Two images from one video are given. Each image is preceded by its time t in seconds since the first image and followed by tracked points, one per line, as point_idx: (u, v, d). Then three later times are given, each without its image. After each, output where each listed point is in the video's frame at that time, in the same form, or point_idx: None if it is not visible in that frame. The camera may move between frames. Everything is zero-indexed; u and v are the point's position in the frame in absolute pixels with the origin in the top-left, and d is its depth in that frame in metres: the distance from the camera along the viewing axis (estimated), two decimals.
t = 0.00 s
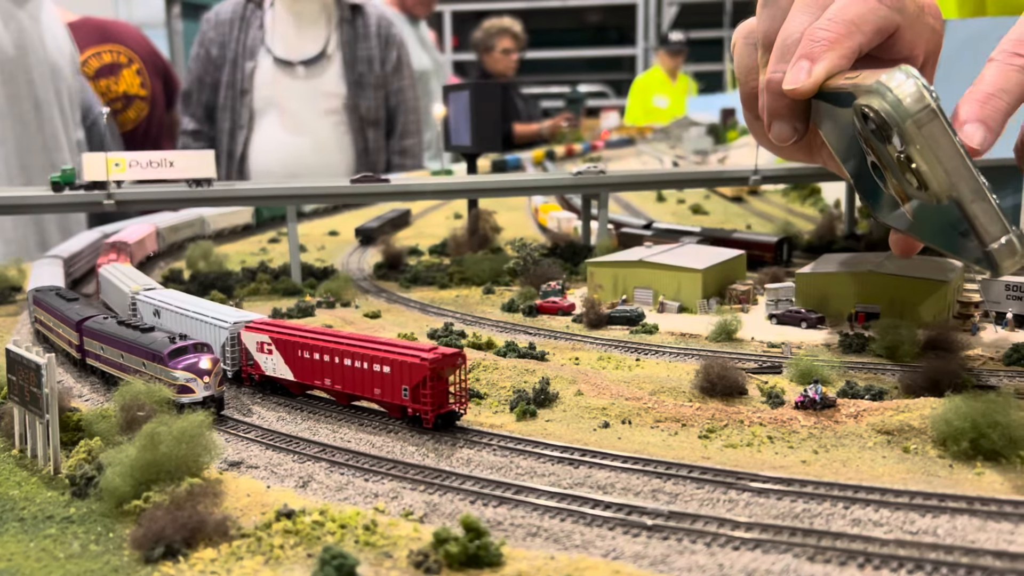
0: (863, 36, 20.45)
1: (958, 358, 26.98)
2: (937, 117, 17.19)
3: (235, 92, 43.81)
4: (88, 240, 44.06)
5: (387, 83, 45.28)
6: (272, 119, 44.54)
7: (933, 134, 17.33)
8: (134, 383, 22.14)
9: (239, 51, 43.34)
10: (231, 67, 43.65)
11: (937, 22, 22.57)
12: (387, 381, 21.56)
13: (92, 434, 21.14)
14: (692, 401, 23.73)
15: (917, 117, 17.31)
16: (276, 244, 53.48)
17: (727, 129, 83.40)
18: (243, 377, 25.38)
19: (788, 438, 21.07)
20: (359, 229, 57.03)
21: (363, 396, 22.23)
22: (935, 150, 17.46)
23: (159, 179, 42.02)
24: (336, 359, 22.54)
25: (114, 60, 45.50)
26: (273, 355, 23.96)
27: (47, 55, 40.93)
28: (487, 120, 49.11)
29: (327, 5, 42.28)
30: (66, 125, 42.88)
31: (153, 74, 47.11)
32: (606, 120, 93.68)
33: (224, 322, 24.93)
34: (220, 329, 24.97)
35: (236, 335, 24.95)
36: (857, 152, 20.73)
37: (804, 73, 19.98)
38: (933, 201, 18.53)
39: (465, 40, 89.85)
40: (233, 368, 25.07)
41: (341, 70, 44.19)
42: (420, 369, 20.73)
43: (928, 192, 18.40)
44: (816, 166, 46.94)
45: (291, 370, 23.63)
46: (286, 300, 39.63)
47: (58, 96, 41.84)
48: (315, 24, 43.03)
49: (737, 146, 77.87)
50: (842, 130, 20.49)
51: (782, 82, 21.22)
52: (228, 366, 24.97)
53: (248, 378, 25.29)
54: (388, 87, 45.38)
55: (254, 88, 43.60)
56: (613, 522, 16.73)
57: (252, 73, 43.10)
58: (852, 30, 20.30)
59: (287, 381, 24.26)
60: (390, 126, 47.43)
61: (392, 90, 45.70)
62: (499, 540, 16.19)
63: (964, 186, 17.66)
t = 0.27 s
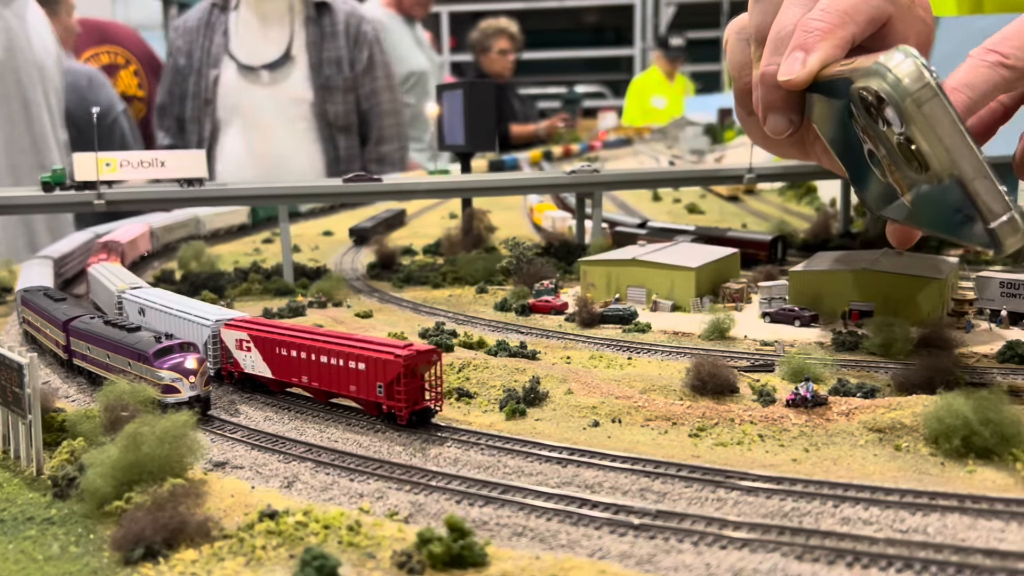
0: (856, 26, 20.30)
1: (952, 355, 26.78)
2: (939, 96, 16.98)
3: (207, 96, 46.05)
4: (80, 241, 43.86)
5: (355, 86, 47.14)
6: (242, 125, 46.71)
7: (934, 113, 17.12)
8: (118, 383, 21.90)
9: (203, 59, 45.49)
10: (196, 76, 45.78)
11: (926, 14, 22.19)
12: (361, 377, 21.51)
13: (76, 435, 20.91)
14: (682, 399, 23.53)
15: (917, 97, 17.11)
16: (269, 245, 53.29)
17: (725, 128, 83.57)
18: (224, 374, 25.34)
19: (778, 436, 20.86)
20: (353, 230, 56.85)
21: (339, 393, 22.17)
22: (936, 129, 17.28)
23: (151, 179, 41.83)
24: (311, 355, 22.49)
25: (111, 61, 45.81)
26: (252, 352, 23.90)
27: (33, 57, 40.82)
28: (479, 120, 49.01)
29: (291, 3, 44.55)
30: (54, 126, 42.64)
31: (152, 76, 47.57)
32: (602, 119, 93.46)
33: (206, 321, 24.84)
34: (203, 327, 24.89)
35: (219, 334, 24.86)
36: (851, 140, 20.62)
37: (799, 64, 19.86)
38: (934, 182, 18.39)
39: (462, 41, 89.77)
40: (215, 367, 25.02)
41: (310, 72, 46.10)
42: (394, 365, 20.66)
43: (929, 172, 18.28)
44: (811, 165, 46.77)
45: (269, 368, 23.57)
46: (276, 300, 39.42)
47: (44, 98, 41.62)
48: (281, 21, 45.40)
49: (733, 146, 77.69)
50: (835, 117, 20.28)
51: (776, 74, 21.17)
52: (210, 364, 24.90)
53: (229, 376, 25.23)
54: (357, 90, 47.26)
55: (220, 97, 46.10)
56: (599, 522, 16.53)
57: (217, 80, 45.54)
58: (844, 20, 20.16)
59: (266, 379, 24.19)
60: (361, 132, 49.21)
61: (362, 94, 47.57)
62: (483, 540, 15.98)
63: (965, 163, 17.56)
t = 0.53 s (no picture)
0: (840, 19, 19.23)
1: (946, 358, 26.61)
2: (917, 83, 15.96)
3: (153, 92, 46.13)
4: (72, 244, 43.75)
5: (298, 60, 47.33)
6: (189, 117, 47.03)
7: (912, 101, 16.09)
8: (104, 389, 21.70)
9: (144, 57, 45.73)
10: (139, 75, 45.82)
11: (911, 8, 21.15)
12: (341, 381, 21.54)
13: (60, 442, 20.74)
14: (674, 403, 23.36)
15: (895, 85, 16.10)
16: (264, 247, 53.14)
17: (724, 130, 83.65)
18: (206, 378, 25.44)
19: (770, 441, 20.69)
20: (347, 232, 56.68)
21: (318, 397, 22.21)
22: (913, 118, 16.22)
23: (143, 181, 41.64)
24: (291, 360, 22.49)
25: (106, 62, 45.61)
26: (233, 356, 23.92)
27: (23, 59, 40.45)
28: (472, 121, 48.84)
29: None
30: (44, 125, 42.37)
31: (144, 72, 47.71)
32: (600, 120, 93.31)
33: (187, 324, 24.99)
34: (185, 330, 25.02)
35: (201, 337, 24.95)
36: (833, 133, 19.57)
37: (782, 57, 18.91)
38: (913, 174, 17.29)
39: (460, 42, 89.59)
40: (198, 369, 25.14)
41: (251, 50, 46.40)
42: (373, 369, 20.69)
43: (909, 163, 17.15)
44: (806, 167, 46.57)
45: (250, 372, 23.58)
46: (269, 303, 39.27)
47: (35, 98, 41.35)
48: (216, 7, 45.86)
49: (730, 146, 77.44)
50: (825, 120, 19.38)
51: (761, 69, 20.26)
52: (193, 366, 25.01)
53: (211, 380, 25.29)
54: (300, 65, 47.46)
55: (166, 91, 46.39)
56: (585, 529, 16.36)
57: (162, 76, 45.90)
58: (829, 13, 19.13)
59: (247, 383, 24.20)
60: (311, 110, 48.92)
61: (307, 70, 47.67)
62: (468, 549, 15.78)
63: (946, 152, 16.40)
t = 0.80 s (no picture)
0: (837, 20, 19.26)
1: (943, 358, 26.57)
2: (916, 86, 16.06)
3: (117, 92, 46.13)
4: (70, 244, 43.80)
5: (255, 60, 46.54)
6: (150, 120, 46.93)
7: (911, 103, 16.19)
8: (99, 390, 21.66)
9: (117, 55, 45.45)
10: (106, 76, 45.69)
11: (907, 10, 21.23)
12: (327, 380, 21.67)
13: (54, 443, 20.68)
14: (670, 403, 23.29)
15: (894, 87, 16.17)
16: (261, 247, 53.09)
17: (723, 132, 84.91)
18: (197, 377, 25.55)
19: (766, 441, 20.64)
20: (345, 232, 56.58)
21: (306, 395, 22.33)
22: (911, 120, 16.32)
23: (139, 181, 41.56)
24: (279, 358, 22.64)
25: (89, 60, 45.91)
26: (223, 354, 24.07)
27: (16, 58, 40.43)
28: (471, 122, 48.91)
29: None
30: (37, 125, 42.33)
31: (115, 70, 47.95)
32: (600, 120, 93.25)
33: (178, 323, 25.08)
34: (175, 329, 25.11)
35: (191, 336, 25.05)
36: (828, 135, 19.60)
37: (780, 57, 18.81)
38: (909, 177, 17.39)
39: (459, 42, 89.57)
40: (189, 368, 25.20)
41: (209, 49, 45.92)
42: (358, 368, 20.82)
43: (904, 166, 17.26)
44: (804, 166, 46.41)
45: (239, 370, 23.72)
46: (266, 303, 39.22)
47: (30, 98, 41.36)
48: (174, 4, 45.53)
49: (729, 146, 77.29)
50: (823, 124, 19.41)
51: (757, 68, 20.19)
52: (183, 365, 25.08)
53: (201, 378, 25.43)
54: (257, 65, 46.67)
55: (131, 92, 46.31)
56: (580, 530, 16.31)
57: (128, 76, 45.63)
58: (826, 13, 19.16)
59: (237, 381, 24.34)
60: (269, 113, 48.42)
61: (264, 70, 46.82)
62: (462, 549, 15.72)
63: (943, 155, 16.52)
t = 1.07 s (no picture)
0: (826, 19, 19.20)
1: (940, 360, 26.61)
2: (895, 81, 16.00)
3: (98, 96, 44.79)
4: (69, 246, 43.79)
5: (223, 72, 45.02)
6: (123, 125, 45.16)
7: (891, 99, 16.12)
8: (98, 392, 21.69)
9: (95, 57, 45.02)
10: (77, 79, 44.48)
11: (896, 10, 21.15)
12: (319, 381, 21.88)
13: (53, 445, 20.71)
14: (668, 405, 23.31)
15: (874, 82, 16.08)
16: (260, 248, 53.08)
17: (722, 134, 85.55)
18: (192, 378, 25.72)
19: (763, 442, 20.69)
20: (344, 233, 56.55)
21: (298, 396, 22.54)
22: (891, 117, 16.26)
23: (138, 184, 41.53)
24: (272, 359, 22.85)
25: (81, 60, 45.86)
26: (217, 355, 24.27)
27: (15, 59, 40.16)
28: (471, 124, 49.05)
29: None
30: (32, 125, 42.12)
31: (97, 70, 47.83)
32: (599, 121, 93.25)
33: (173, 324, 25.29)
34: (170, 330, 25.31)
35: (185, 337, 25.27)
36: (818, 132, 19.51)
37: (767, 55, 18.78)
38: (893, 171, 17.29)
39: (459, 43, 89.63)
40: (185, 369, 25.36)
41: (180, 57, 43.85)
42: (349, 369, 21.02)
43: (888, 160, 17.15)
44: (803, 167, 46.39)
45: (233, 371, 23.93)
46: (265, 305, 39.23)
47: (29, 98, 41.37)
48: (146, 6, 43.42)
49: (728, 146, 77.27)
50: (812, 120, 19.30)
51: (745, 65, 20.18)
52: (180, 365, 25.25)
53: (196, 379, 25.63)
54: (224, 79, 45.21)
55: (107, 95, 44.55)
56: (578, 532, 16.33)
57: (108, 78, 43.88)
58: (815, 11, 19.12)
59: (230, 382, 24.54)
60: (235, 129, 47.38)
61: (232, 83, 45.41)
62: (459, 552, 15.74)
63: (925, 151, 16.42)
